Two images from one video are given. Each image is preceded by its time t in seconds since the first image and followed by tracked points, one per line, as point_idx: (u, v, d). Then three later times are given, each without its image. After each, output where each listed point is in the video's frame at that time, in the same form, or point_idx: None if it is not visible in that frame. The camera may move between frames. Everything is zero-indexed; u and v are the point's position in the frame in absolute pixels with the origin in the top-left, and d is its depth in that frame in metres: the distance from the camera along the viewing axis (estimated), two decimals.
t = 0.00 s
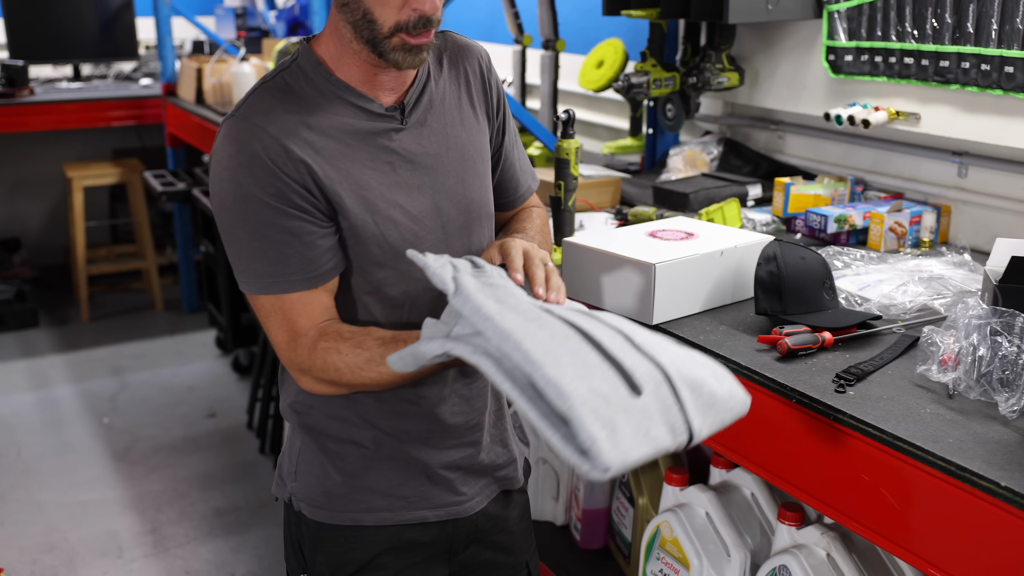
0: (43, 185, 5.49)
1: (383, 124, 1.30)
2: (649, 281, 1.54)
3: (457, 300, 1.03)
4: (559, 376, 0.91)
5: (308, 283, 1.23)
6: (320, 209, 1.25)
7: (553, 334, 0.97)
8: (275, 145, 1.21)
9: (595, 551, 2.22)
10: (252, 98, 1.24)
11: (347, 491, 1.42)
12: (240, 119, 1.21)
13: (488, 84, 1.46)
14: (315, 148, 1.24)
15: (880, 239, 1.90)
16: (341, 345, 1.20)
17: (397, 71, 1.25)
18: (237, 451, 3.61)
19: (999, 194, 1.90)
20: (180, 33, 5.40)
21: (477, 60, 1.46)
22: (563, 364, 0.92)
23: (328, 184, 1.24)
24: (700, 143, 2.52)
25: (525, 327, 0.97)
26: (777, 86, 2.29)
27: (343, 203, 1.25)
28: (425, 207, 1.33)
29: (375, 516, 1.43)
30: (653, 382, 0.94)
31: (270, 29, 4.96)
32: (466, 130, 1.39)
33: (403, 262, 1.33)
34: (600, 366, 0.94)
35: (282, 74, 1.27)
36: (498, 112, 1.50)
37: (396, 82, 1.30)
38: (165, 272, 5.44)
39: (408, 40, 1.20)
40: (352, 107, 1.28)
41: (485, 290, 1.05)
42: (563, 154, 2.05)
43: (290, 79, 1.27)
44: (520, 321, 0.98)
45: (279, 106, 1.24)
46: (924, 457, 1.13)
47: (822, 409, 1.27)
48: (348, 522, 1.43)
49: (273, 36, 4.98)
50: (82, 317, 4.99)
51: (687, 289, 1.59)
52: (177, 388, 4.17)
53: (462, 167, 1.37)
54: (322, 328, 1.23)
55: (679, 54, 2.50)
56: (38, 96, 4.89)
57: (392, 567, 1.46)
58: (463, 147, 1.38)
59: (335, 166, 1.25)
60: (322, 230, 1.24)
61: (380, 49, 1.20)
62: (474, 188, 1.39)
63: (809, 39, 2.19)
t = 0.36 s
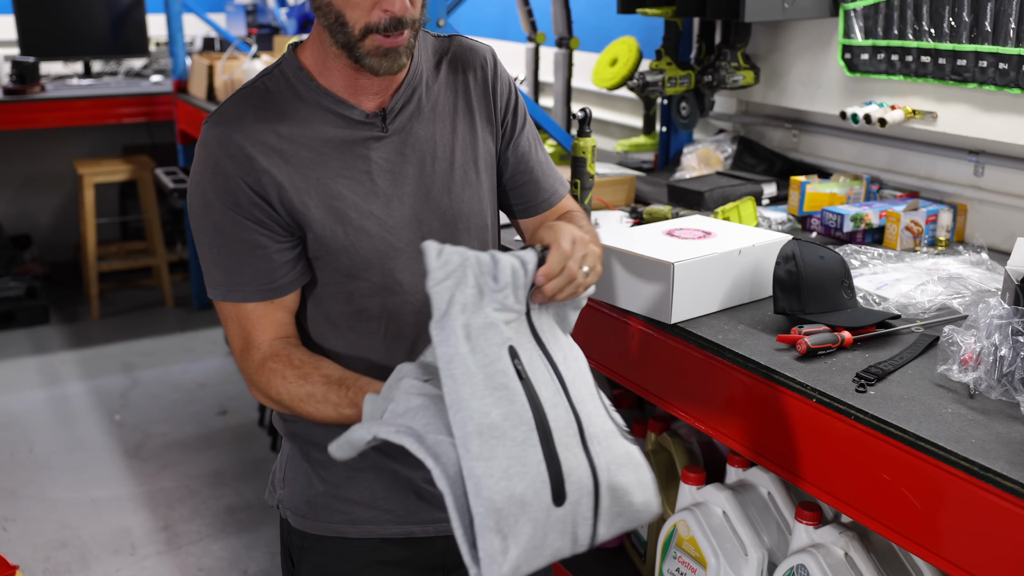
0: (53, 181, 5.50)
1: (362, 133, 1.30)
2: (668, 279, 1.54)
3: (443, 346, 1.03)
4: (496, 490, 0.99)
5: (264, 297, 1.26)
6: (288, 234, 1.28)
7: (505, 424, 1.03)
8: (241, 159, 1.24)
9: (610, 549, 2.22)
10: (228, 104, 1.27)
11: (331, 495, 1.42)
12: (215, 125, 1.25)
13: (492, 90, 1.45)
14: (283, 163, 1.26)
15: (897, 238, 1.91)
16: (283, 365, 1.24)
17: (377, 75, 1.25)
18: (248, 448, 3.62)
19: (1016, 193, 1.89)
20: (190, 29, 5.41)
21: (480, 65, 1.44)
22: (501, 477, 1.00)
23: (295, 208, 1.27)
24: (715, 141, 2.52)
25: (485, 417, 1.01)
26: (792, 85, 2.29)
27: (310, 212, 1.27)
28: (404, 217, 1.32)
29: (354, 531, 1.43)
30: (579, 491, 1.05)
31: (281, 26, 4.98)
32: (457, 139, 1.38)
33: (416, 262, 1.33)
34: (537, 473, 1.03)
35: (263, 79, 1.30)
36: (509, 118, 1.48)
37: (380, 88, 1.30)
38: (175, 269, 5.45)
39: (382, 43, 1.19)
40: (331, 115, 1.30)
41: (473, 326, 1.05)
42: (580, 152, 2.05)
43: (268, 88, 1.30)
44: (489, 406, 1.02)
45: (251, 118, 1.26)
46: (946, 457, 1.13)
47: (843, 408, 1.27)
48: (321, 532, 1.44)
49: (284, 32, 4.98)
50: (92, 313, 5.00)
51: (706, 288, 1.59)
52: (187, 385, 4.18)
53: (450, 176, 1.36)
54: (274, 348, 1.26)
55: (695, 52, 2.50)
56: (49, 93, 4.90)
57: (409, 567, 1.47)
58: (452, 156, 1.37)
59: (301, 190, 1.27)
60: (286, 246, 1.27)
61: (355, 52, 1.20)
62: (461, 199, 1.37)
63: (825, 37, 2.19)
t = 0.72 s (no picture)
0: (60, 179, 5.52)
1: (361, 128, 1.29)
2: (678, 277, 1.55)
3: (508, 351, 0.96)
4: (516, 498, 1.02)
5: (228, 298, 1.29)
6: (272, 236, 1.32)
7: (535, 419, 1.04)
8: (236, 161, 1.27)
9: (618, 547, 2.23)
10: (232, 101, 1.29)
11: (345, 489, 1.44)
12: (219, 125, 1.27)
13: (505, 89, 1.40)
14: (275, 160, 1.27)
15: (905, 236, 1.91)
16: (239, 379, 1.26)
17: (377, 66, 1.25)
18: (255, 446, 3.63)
19: None
20: (197, 27, 5.42)
21: (493, 63, 1.41)
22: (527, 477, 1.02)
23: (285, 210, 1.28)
24: (722, 139, 2.50)
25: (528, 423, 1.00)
26: (801, 83, 2.29)
27: (304, 210, 1.28)
28: (404, 218, 1.30)
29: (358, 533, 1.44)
30: (565, 462, 1.11)
31: (287, 24, 4.99)
32: (464, 140, 1.35)
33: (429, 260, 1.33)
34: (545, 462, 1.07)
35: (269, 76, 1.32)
36: (529, 116, 1.43)
37: (384, 83, 1.30)
38: (181, 267, 5.46)
39: (377, 31, 1.19)
40: (331, 111, 1.29)
41: (541, 324, 0.99)
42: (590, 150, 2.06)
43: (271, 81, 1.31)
44: (533, 417, 1.00)
45: (249, 114, 1.28)
46: (958, 455, 1.14)
47: (854, 406, 1.27)
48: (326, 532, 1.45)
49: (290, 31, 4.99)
50: (99, 311, 5.01)
51: (716, 286, 1.59)
52: (194, 383, 4.19)
53: (455, 177, 1.33)
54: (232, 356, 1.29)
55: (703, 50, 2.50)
56: (56, 90, 4.91)
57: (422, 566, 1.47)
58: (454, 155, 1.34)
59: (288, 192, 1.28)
60: (263, 257, 1.32)
61: (354, 41, 1.20)
62: (466, 202, 1.34)
63: (834, 35, 2.19)
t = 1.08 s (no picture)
0: (64, 177, 5.53)
1: (424, 123, 1.47)
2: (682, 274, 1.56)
3: (500, 327, 0.93)
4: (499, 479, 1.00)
5: (292, 273, 1.47)
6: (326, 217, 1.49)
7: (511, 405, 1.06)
8: (304, 151, 1.47)
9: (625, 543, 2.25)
10: (305, 93, 1.50)
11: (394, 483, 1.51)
12: (292, 113, 1.48)
13: (570, 92, 1.56)
14: (337, 152, 1.47)
15: (909, 233, 1.91)
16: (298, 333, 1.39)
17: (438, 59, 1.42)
18: (261, 443, 3.64)
19: None
20: (202, 26, 5.44)
21: (560, 72, 1.57)
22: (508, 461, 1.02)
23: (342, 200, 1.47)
24: (726, 138, 2.51)
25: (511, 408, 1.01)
26: (804, 82, 2.30)
27: (363, 197, 1.47)
28: (458, 213, 1.46)
29: (401, 536, 1.50)
30: (555, 438, 1.19)
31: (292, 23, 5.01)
32: (525, 140, 1.52)
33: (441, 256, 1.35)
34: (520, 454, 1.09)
35: (342, 72, 1.51)
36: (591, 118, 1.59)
37: (443, 79, 1.48)
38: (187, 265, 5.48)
39: (435, 22, 1.36)
40: (401, 105, 1.48)
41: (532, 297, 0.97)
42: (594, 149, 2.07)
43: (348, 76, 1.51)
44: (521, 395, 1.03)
45: (318, 109, 1.48)
46: (961, 449, 1.15)
47: (858, 401, 1.28)
48: (374, 533, 1.51)
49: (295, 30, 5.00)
50: (104, 309, 5.03)
51: (720, 284, 1.60)
52: (200, 380, 4.21)
53: (512, 176, 1.49)
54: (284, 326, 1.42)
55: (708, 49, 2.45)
56: (61, 89, 4.93)
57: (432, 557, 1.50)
58: (504, 154, 1.50)
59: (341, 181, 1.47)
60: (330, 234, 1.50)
61: (415, 35, 1.38)
62: (521, 198, 1.50)
63: (837, 34, 2.20)
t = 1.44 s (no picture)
0: (69, 177, 5.57)
1: (490, 123, 1.28)
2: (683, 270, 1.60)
3: (646, 348, 0.89)
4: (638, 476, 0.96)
5: (358, 256, 1.27)
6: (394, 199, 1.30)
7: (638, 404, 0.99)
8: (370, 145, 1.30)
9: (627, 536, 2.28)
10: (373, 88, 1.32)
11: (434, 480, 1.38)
12: (359, 105, 1.31)
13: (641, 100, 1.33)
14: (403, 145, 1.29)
15: (905, 232, 1.95)
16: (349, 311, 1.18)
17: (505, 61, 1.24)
18: (266, 440, 3.67)
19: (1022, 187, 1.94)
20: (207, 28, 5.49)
21: (627, 79, 1.33)
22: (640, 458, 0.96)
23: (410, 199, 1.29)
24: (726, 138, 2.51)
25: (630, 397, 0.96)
26: (803, 82, 2.34)
27: (422, 194, 1.28)
28: (516, 211, 1.28)
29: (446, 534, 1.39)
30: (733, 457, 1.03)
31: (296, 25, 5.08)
32: (589, 142, 1.30)
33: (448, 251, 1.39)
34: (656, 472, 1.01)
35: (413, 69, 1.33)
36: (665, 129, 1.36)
37: (514, 79, 1.29)
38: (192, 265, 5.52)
39: (502, 22, 1.19)
40: (463, 103, 1.29)
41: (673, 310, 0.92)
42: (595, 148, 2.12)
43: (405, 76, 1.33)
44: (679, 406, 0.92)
45: (384, 108, 1.30)
46: (954, 438, 1.19)
47: (854, 393, 1.32)
48: (417, 528, 1.41)
49: (299, 30, 5.06)
50: (109, 308, 5.07)
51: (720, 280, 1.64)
52: (205, 378, 4.24)
53: (574, 178, 1.29)
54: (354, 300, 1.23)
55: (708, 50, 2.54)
56: (67, 90, 4.96)
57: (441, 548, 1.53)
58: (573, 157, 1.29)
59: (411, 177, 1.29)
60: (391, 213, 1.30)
61: (479, 35, 1.21)
62: (583, 203, 1.30)
63: (835, 36, 2.23)
